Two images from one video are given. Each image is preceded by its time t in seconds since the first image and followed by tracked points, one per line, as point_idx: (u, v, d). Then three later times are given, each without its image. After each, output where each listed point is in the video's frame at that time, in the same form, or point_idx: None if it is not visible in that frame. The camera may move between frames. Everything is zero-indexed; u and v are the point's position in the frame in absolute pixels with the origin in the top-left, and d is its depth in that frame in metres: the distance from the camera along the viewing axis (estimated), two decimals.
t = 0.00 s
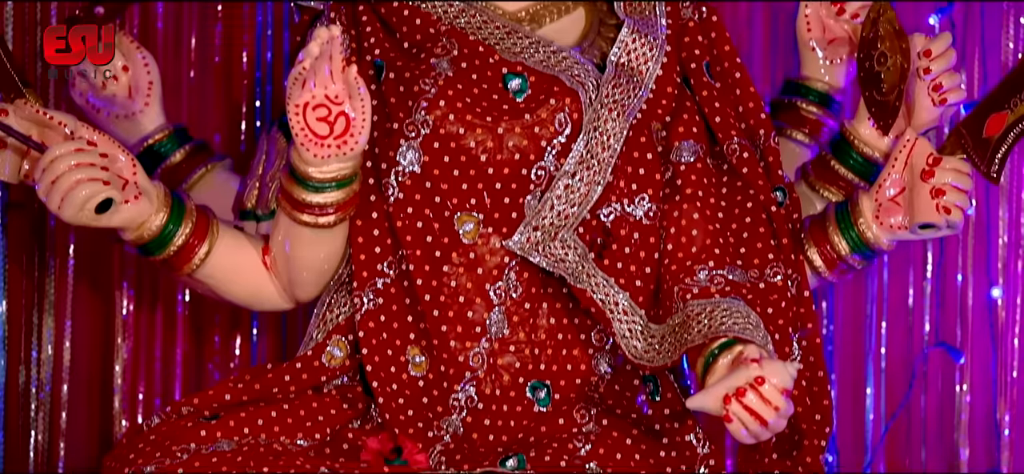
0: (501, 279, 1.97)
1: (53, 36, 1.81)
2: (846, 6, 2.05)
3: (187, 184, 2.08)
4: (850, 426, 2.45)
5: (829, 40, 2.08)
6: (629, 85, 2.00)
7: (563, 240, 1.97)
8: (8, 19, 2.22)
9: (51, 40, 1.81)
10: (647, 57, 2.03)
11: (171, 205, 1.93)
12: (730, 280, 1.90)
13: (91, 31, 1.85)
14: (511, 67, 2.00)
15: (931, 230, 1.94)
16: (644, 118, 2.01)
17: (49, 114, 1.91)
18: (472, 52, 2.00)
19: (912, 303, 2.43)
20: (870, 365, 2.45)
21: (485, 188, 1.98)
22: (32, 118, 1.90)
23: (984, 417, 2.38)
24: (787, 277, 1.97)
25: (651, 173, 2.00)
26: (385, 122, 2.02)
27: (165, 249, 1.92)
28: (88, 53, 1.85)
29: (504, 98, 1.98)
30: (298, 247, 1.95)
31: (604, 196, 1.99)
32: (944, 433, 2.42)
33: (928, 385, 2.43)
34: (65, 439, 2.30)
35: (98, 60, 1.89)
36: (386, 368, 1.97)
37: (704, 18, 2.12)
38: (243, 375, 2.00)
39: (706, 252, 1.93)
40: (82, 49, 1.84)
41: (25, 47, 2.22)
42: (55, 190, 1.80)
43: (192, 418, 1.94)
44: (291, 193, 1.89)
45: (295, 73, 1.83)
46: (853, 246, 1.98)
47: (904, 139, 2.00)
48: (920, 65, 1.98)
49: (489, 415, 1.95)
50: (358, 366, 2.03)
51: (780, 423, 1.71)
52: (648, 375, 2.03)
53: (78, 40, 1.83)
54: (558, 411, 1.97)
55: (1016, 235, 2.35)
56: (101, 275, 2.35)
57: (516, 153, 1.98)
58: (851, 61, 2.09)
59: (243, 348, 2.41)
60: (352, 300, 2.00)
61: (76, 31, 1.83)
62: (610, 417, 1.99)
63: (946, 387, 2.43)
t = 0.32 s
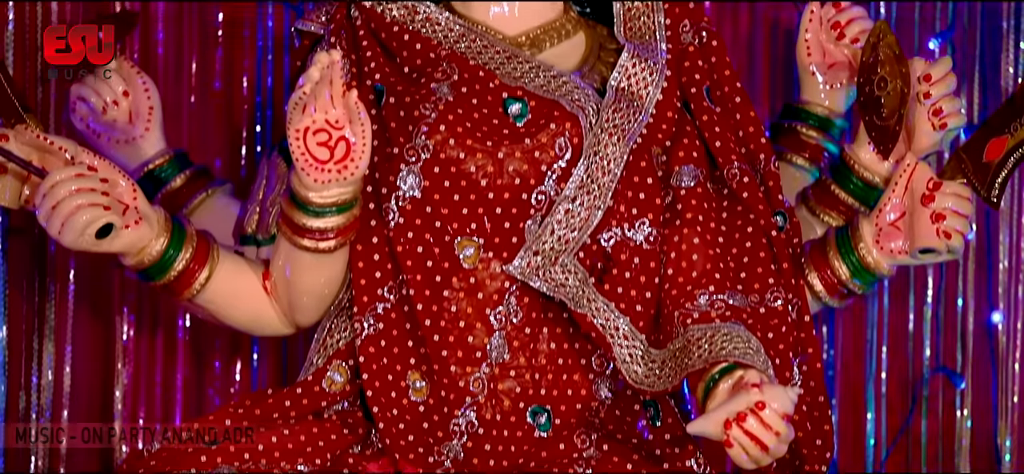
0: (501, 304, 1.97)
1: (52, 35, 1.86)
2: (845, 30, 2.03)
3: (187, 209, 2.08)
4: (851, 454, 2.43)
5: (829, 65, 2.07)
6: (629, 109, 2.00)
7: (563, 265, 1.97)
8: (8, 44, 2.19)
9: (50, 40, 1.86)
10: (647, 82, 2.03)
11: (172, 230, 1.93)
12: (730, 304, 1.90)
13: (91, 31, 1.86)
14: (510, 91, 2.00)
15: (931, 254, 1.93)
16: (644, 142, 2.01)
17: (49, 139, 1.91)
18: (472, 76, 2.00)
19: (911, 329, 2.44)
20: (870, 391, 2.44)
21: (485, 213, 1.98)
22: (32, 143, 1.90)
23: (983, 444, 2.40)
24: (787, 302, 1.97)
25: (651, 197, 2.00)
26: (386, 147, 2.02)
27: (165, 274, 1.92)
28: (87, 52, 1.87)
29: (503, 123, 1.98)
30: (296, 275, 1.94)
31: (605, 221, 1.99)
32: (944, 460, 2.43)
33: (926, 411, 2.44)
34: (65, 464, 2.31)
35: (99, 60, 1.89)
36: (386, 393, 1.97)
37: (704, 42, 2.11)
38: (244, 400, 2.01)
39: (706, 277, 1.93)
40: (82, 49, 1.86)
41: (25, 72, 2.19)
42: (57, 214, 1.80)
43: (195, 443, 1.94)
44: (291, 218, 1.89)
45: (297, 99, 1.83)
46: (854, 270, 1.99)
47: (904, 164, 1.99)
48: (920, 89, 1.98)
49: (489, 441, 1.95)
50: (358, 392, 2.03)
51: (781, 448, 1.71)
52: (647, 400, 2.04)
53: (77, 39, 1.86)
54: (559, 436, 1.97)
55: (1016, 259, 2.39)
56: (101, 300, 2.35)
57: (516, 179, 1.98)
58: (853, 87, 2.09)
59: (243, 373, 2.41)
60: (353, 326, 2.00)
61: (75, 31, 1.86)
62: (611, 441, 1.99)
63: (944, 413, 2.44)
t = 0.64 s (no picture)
0: (500, 330, 1.96)
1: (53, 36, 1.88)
2: (844, 57, 2.04)
3: (185, 235, 2.08)
4: None
5: (827, 91, 2.08)
6: (627, 135, 2.00)
7: (562, 291, 1.96)
8: (7, 71, 2.23)
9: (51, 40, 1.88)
10: (645, 108, 2.03)
11: (170, 257, 1.92)
12: (729, 331, 1.90)
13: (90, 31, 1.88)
14: (508, 118, 2.00)
15: (929, 281, 1.93)
16: (642, 169, 2.01)
17: (48, 167, 1.90)
18: (470, 102, 2.00)
19: (910, 354, 2.44)
20: (869, 417, 2.44)
21: (484, 238, 1.97)
22: (31, 170, 1.89)
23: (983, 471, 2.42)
24: (786, 328, 1.96)
25: (649, 223, 1.99)
26: (383, 174, 2.01)
27: (164, 300, 1.92)
28: (86, 52, 1.88)
29: (501, 149, 1.98)
30: (295, 302, 1.95)
31: (603, 247, 1.98)
32: None
33: (926, 436, 2.44)
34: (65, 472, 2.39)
35: (98, 62, 1.89)
36: (384, 419, 1.96)
37: (702, 68, 2.11)
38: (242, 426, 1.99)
39: (705, 303, 1.92)
40: (81, 49, 1.88)
41: (24, 99, 2.23)
42: (55, 242, 1.80)
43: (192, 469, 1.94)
44: (289, 244, 1.89)
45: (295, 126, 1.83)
46: (853, 296, 1.98)
47: (904, 189, 1.99)
48: (918, 116, 1.98)
49: (487, 467, 1.94)
50: (356, 417, 2.03)
51: None
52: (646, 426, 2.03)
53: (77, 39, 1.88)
54: (558, 462, 1.96)
55: (1014, 285, 2.41)
56: (100, 328, 2.36)
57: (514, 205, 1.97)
58: (850, 114, 2.10)
59: (243, 399, 2.41)
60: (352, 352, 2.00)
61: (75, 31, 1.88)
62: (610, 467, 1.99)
63: (943, 439, 2.44)
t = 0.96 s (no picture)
0: (499, 351, 1.96)
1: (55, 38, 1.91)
2: (843, 77, 2.04)
3: (185, 257, 2.07)
4: None
5: (826, 112, 2.08)
6: (626, 156, 2.01)
7: (561, 312, 1.96)
8: (7, 93, 2.25)
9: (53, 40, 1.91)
10: (644, 129, 2.03)
11: (170, 278, 1.92)
12: (728, 352, 1.90)
13: (90, 32, 1.90)
14: (507, 139, 1.99)
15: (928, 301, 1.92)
16: (641, 190, 2.01)
17: (48, 188, 1.91)
18: (470, 123, 2.00)
19: (909, 376, 2.44)
20: (868, 438, 2.43)
21: (483, 259, 1.96)
22: (30, 192, 1.89)
23: None
24: (785, 350, 1.96)
25: (648, 244, 1.99)
26: (382, 195, 2.00)
27: (163, 322, 1.91)
28: (87, 52, 1.89)
29: (500, 171, 1.97)
30: (292, 325, 1.94)
31: (603, 268, 1.98)
32: None
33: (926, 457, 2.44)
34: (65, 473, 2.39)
35: (98, 61, 1.90)
36: (382, 440, 1.96)
37: (701, 90, 2.10)
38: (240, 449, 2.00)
39: (703, 324, 1.92)
40: (81, 49, 1.89)
41: (23, 121, 2.24)
42: (53, 263, 1.80)
43: None
44: (288, 266, 1.89)
45: (292, 148, 1.82)
46: (851, 317, 1.99)
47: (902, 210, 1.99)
48: (916, 137, 1.98)
49: None
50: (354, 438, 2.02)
51: None
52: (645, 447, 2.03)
53: (77, 40, 1.90)
54: None
55: (1013, 307, 2.43)
56: (99, 350, 2.36)
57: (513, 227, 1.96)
58: (849, 135, 2.10)
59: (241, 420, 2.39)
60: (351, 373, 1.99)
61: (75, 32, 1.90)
62: None
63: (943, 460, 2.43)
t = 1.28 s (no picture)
0: (499, 375, 1.93)
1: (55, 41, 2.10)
2: (842, 101, 2.05)
3: (184, 281, 2.07)
4: None
5: (825, 136, 2.09)
6: (625, 180, 2.01)
7: (561, 336, 1.95)
8: (6, 117, 2.25)
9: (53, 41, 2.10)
10: (643, 153, 2.03)
11: (169, 302, 1.92)
12: (727, 375, 1.90)
13: (90, 32, 2.09)
14: (506, 163, 1.99)
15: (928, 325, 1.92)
16: (640, 213, 2.01)
17: (47, 212, 1.90)
18: (469, 147, 2.00)
19: (909, 399, 2.45)
20: (868, 461, 2.44)
21: (482, 283, 1.95)
22: (29, 215, 1.88)
23: None
24: (785, 373, 1.96)
25: (647, 267, 1.99)
26: (382, 219, 2.00)
27: (163, 346, 1.91)
28: (87, 52, 2.09)
29: (500, 194, 1.97)
30: (293, 349, 1.94)
31: (602, 291, 1.97)
32: None
33: None
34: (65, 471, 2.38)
35: (98, 61, 2.10)
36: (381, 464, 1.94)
37: (700, 113, 2.09)
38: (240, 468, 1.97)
39: (703, 347, 1.92)
40: (81, 49, 2.09)
41: (23, 145, 2.25)
42: (53, 286, 1.80)
43: None
44: (287, 290, 1.89)
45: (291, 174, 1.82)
46: (851, 341, 1.98)
47: (902, 234, 1.99)
48: (915, 161, 1.99)
49: None
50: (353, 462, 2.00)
51: None
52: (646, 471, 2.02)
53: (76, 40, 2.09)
54: None
55: (1012, 331, 2.42)
56: (98, 373, 2.36)
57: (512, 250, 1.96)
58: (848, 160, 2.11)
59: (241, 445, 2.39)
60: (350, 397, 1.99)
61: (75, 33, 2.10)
62: None
63: None
